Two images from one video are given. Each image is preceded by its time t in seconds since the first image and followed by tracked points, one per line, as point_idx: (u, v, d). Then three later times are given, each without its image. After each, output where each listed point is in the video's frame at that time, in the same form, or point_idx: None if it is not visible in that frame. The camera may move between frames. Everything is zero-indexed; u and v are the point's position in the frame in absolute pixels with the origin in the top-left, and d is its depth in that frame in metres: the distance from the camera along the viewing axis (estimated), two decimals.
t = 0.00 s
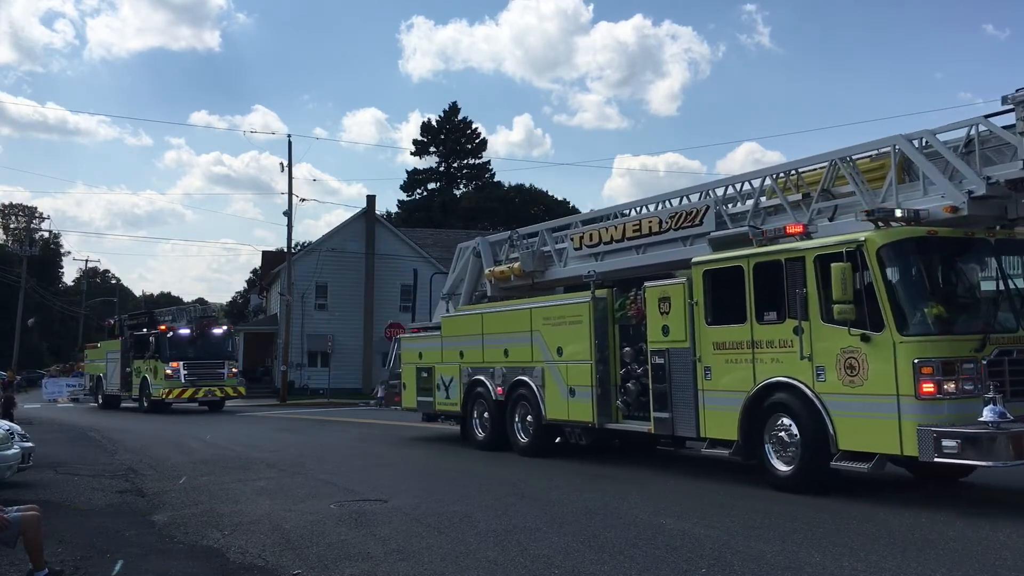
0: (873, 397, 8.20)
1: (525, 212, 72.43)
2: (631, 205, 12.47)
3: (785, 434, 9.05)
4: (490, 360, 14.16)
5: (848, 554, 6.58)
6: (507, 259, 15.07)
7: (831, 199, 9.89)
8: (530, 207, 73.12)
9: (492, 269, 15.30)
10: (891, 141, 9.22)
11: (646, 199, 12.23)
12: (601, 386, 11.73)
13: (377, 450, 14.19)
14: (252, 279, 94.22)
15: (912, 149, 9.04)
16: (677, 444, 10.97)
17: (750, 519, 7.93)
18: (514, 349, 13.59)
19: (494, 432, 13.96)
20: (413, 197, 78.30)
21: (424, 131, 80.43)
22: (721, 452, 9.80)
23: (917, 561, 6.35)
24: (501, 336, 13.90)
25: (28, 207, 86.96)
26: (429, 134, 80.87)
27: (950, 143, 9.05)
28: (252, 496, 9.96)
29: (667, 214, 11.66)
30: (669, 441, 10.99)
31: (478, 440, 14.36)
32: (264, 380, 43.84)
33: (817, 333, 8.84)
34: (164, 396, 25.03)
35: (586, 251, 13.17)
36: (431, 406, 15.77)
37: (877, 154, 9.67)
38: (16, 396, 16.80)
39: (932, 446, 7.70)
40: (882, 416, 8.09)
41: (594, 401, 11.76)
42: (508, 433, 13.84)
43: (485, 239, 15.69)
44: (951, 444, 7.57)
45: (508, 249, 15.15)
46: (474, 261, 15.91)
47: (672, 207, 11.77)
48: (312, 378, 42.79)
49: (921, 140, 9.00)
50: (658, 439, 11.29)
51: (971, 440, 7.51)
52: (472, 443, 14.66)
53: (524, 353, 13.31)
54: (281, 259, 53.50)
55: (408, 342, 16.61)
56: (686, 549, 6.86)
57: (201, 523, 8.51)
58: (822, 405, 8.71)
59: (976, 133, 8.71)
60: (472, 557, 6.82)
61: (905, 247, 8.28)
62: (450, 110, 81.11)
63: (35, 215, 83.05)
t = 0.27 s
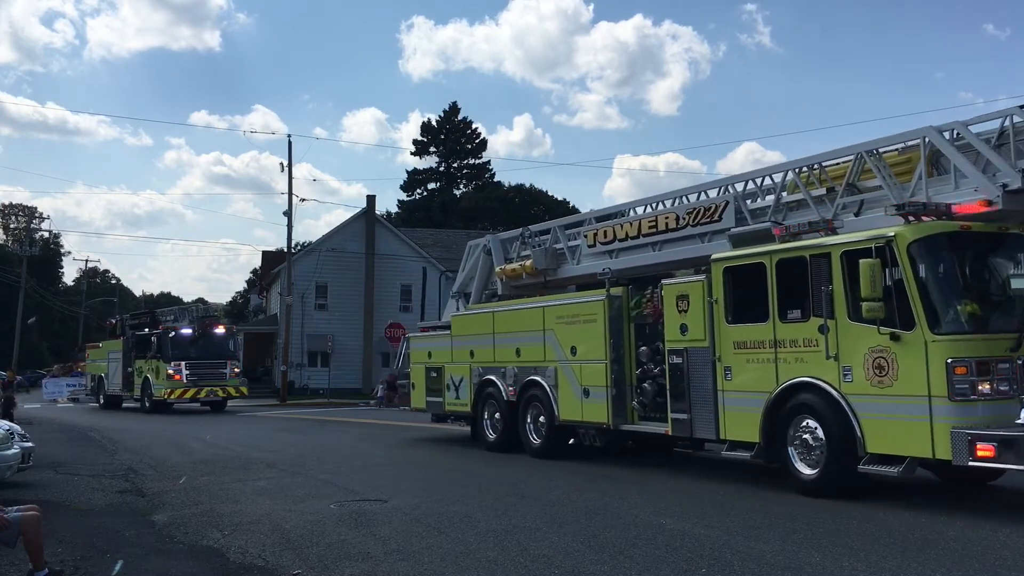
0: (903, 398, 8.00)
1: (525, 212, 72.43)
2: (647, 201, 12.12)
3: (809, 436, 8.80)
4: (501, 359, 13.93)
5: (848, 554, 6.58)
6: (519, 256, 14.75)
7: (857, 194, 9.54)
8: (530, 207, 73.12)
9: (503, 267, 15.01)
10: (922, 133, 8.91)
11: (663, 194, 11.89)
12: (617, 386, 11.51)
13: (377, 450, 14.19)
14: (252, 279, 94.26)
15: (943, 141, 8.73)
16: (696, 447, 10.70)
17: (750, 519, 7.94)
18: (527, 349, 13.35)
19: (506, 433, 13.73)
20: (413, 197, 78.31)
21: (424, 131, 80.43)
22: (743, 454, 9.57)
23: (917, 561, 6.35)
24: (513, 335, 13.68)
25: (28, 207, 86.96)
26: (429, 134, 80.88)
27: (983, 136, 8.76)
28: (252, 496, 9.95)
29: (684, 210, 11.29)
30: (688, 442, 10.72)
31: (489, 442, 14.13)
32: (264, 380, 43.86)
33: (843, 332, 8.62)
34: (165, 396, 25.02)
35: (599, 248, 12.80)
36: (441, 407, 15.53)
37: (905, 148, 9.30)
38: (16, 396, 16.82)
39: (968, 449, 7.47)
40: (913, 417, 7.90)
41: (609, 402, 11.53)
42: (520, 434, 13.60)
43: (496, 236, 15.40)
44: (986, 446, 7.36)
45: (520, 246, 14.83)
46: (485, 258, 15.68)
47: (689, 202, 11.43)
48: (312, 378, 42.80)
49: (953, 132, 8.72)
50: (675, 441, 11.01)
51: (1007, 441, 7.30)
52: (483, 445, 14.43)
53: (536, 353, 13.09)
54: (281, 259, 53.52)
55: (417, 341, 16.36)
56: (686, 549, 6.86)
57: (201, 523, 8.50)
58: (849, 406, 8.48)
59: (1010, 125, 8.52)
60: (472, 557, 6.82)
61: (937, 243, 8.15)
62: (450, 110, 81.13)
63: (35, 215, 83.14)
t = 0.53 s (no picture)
0: (935, 399, 7.78)
1: (525, 212, 72.41)
2: (662, 195, 11.90)
3: (835, 439, 8.55)
4: (512, 359, 13.65)
5: (848, 554, 6.58)
6: (530, 254, 14.56)
7: (883, 187, 9.38)
8: (530, 207, 73.11)
9: (513, 264, 14.78)
10: (952, 124, 8.75)
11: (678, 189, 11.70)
12: (632, 387, 11.20)
13: (377, 450, 14.19)
14: (252, 279, 94.24)
15: (974, 132, 8.56)
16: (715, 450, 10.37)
17: (750, 519, 7.95)
18: (538, 348, 13.08)
19: (517, 435, 13.44)
20: (413, 197, 78.30)
21: (424, 131, 80.44)
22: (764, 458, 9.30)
23: (918, 561, 6.35)
24: (524, 334, 13.40)
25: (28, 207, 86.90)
26: (429, 134, 80.87)
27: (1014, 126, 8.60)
28: (252, 496, 9.95)
29: (702, 206, 11.15)
30: (707, 445, 10.40)
31: (500, 444, 13.85)
32: (264, 380, 43.86)
33: (871, 331, 8.38)
34: (167, 396, 24.99)
35: (613, 245, 12.61)
36: (450, 407, 15.26)
37: (933, 140, 9.13)
38: (16, 396, 16.82)
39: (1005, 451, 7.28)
40: (946, 420, 7.68)
41: (624, 403, 11.22)
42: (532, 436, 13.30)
43: (505, 234, 15.21)
44: None
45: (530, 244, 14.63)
46: (495, 256, 15.47)
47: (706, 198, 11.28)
48: (312, 378, 42.80)
49: (984, 122, 8.55)
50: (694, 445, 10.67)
51: None
52: (495, 446, 14.15)
53: (549, 353, 12.81)
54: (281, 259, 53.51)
55: (427, 340, 16.11)
56: (686, 549, 6.86)
57: (201, 523, 8.50)
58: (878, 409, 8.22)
59: None
60: (472, 557, 6.82)
61: (969, 238, 7.97)
62: (450, 109, 81.16)
63: (35, 215, 83.21)
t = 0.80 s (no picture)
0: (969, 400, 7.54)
1: (525, 212, 72.41)
2: (678, 192, 11.79)
3: (862, 441, 8.34)
4: (525, 359, 13.43)
5: (847, 554, 6.58)
6: (541, 251, 14.41)
7: (912, 181, 9.31)
8: (530, 207, 73.10)
9: (525, 262, 14.69)
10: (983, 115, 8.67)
11: (695, 184, 11.56)
12: (648, 387, 10.97)
13: (378, 450, 14.19)
14: (252, 279, 94.23)
15: (1006, 122, 8.46)
16: (736, 453, 10.09)
17: (750, 519, 7.96)
18: (551, 348, 12.85)
19: (529, 436, 13.22)
20: (413, 197, 78.31)
21: (424, 131, 80.45)
22: (787, 461, 9.06)
23: (918, 561, 6.36)
24: (536, 334, 13.18)
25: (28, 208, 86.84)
26: (429, 134, 80.88)
27: None
28: (252, 496, 9.95)
29: (722, 202, 11.05)
30: (726, 447, 10.12)
31: (512, 445, 13.64)
32: (265, 380, 43.86)
33: (900, 329, 8.17)
34: (169, 396, 24.97)
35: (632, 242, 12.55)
36: (460, 408, 15.07)
37: (962, 133, 9.12)
38: (16, 396, 16.82)
39: None
40: (980, 422, 7.44)
41: (640, 403, 11.00)
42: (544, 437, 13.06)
43: (516, 232, 15.07)
44: None
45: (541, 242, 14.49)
46: (507, 254, 15.33)
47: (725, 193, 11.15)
48: (312, 378, 42.79)
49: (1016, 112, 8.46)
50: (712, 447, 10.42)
51: None
52: (506, 448, 13.93)
53: (562, 352, 12.57)
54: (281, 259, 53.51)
55: (436, 340, 15.95)
56: (686, 549, 6.86)
57: (201, 523, 8.50)
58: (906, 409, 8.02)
59: None
60: (472, 557, 6.82)
61: (1003, 234, 7.73)
62: (450, 109, 81.18)
63: (35, 215, 83.26)
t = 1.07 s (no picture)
0: (1005, 401, 7.30)
1: (525, 212, 72.40)
2: (695, 186, 11.44)
3: (890, 443, 8.09)
4: (536, 359, 13.12)
5: (848, 554, 6.59)
6: (554, 249, 14.09)
7: (942, 174, 8.80)
8: (530, 207, 73.10)
9: (537, 260, 14.40)
10: (1015, 105, 8.11)
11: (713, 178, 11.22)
12: (665, 388, 10.66)
13: (378, 450, 14.19)
14: (252, 279, 94.24)
15: None
16: (757, 456, 9.72)
17: (750, 519, 7.98)
18: (563, 347, 12.55)
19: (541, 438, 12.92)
20: (413, 197, 78.31)
21: (424, 130, 80.46)
22: (812, 463, 8.78)
23: (917, 561, 6.38)
24: (547, 333, 12.88)
25: (28, 208, 86.81)
26: (429, 134, 80.86)
27: None
28: (252, 496, 9.96)
29: (739, 198, 10.66)
30: (747, 450, 9.78)
31: (524, 446, 13.35)
32: (265, 380, 43.87)
33: (931, 328, 7.93)
34: (172, 396, 24.93)
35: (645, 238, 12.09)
36: (470, 409, 14.81)
37: (995, 123, 8.49)
38: (16, 396, 16.83)
39: None
40: (1017, 424, 7.19)
41: (657, 405, 10.67)
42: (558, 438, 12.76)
43: (529, 229, 14.76)
44: None
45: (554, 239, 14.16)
46: (518, 252, 15.00)
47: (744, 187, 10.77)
48: (312, 378, 42.81)
49: None
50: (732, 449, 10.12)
51: None
52: (518, 449, 13.63)
53: (575, 352, 12.25)
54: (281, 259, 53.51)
55: (445, 339, 15.66)
56: (686, 549, 6.86)
57: (201, 523, 8.51)
58: (939, 409, 7.77)
59: None
60: (472, 557, 6.82)
61: None
62: (450, 109, 81.22)
63: (34, 215, 83.26)
